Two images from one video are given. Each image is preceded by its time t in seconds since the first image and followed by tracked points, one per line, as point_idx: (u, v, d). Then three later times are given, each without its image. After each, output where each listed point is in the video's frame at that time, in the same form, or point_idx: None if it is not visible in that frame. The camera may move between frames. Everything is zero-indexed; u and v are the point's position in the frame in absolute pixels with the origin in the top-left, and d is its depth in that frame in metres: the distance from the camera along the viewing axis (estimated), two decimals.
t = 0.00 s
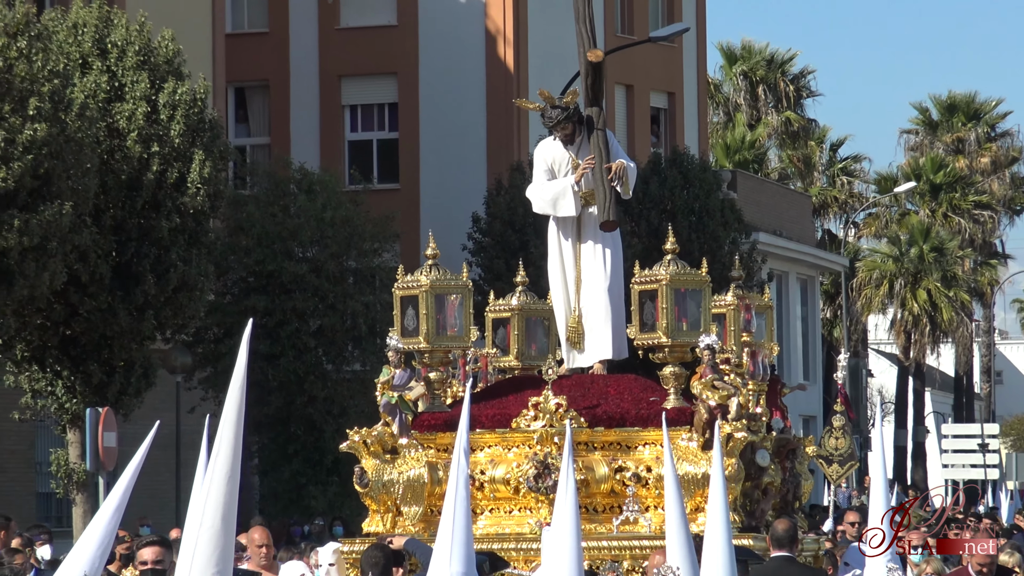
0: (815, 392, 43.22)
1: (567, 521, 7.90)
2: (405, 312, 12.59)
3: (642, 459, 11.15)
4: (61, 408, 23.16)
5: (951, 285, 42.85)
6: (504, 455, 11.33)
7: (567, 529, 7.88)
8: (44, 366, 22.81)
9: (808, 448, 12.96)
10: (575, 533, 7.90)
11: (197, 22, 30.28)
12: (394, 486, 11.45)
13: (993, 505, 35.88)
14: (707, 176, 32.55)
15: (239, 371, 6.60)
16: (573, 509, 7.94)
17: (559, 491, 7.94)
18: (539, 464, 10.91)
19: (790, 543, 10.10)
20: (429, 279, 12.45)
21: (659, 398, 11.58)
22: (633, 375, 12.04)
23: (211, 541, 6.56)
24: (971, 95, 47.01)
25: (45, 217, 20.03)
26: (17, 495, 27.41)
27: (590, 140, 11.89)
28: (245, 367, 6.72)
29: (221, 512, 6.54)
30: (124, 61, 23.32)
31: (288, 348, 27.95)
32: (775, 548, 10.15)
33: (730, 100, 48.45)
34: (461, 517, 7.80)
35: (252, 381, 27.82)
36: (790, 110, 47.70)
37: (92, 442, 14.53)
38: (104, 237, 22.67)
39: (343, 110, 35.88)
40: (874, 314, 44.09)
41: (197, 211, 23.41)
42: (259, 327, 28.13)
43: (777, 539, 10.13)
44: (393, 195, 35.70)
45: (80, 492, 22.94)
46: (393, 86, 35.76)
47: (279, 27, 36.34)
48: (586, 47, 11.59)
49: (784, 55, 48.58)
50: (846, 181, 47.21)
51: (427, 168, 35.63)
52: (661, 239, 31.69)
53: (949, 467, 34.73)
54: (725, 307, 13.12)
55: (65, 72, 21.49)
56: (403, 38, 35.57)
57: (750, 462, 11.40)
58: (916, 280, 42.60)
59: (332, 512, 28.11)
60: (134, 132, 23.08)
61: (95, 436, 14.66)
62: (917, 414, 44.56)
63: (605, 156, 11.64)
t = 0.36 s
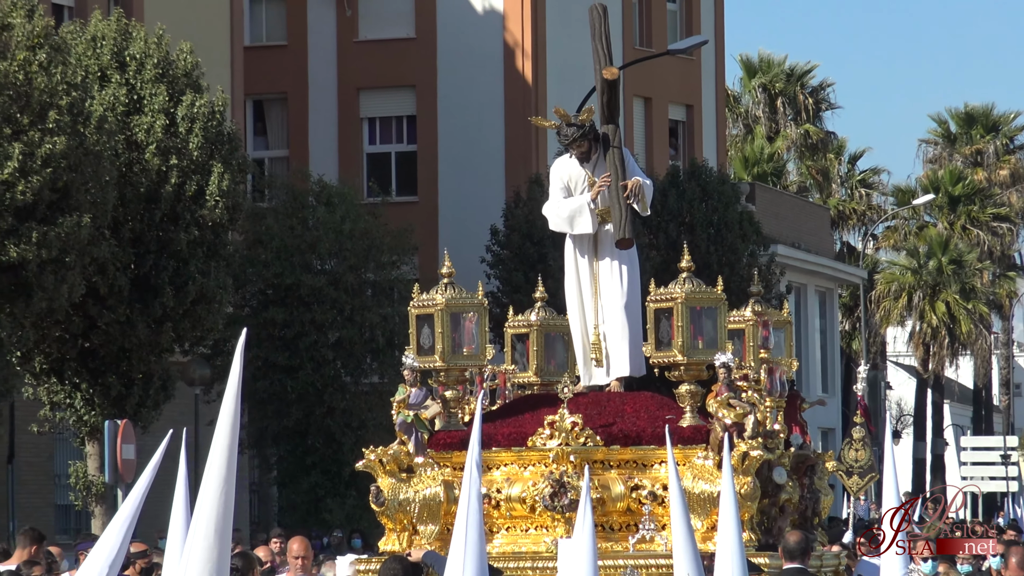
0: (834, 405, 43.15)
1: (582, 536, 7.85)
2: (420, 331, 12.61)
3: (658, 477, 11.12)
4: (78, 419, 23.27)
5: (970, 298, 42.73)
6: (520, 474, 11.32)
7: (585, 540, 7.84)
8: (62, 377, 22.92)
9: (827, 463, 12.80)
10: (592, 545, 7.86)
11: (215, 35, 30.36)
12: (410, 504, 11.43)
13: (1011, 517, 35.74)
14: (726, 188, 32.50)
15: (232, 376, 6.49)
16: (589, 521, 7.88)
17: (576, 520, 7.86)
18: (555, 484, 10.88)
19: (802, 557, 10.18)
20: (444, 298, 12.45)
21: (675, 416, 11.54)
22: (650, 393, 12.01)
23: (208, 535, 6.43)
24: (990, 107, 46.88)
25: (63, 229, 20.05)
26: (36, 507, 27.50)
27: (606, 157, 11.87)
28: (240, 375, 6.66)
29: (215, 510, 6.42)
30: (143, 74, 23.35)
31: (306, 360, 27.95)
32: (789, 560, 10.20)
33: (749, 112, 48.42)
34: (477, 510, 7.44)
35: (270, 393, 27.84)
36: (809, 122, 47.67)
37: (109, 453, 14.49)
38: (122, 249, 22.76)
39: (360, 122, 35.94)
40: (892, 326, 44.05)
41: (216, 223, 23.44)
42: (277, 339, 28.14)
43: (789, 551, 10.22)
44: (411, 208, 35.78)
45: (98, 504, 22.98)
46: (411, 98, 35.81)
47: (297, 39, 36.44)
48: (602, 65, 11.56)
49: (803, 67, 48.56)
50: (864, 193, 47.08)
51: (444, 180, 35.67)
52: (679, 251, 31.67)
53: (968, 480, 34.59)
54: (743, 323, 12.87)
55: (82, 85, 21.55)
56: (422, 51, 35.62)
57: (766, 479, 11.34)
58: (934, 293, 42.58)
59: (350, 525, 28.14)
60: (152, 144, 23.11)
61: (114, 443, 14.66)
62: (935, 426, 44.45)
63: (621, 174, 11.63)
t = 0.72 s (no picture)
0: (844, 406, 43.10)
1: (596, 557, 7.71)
2: (432, 337, 12.59)
3: (669, 484, 11.10)
4: (89, 421, 23.14)
5: (981, 299, 42.63)
6: (531, 480, 11.32)
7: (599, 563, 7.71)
8: (72, 379, 22.94)
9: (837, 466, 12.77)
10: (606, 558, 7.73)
11: (227, 36, 30.38)
12: (421, 510, 11.49)
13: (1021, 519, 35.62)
14: (736, 190, 32.43)
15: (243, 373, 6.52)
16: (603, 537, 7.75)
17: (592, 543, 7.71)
18: (566, 490, 10.89)
19: (808, 558, 10.14)
20: (456, 304, 12.47)
21: (686, 423, 11.53)
22: (661, 399, 12.02)
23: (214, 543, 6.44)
24: (1000, 108, 46.79)
25: (73, 230, 19.99)
26: (46, 508, 27.51)
27: (618, 163, 11.87)
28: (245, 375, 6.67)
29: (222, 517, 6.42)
30: (153, 75, 23.33)
31: (316, 361, 27.94)
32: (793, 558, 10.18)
33: (760, 113, 48.43)
34: (468, 523, 7.50)
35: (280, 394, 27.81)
36: (819, 123, 47.68)
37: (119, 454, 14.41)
38: (133, 250, 22.80)
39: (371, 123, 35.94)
40: (902, 327, 44.00)
41: (226, 224, 23.44)
42: (287, 341, 28.13)
43: (795, 551, 10.17)
44: (421, 209, 35.75)
45: (108, 505, 22.95)
46: (421, 98, 35.81)
47: (308, 40, 36.44)
48: (615, 69, 11.55)
49: (813, 69, 48.56)
50: (875, 194, 46.95)
51: (455, 181, 35.67)
52: (690, 252, 31.63)
53: (978, 481, 34.47)
54: (754, 327, 12.68)
55: (94, 86, 21.54)
56: (432, 52, 35.61)
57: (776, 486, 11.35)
58: (945, 294, 42.50)
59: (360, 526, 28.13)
60: (162, 146, 23.12)
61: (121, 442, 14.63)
62: (946, 427, 44.38)
63: (633, 180, 11.60)
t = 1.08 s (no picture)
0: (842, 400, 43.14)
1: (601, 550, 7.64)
2: (429, 336, 12.60)
3: (668, 483, 11.08)
4: (87, 415, 23.15)
5: (978, 294, 42.62)
6: (529, 479, 11.32)
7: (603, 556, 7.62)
8: (70, 374, 22.90)
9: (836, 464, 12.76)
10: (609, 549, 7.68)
11: (225, 32, 30.39)
12: (418, 510, 11.52)
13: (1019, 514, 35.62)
14: (734, 184, 32.39)
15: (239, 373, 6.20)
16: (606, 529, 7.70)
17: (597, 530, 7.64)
18: (565, 489, 10.89)
19: (809, 552, 10.21)
20: (453, 303, 12.47)
21: (684, 421, 11.55)
22: (660, 398, 12.03)
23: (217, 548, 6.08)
24: (999, 103, 46.77)
25: (73, 226, 20.00)
26: (44, 503, 27.51)
27: (615, 161, 11.86)
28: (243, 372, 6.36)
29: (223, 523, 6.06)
30: (151, 70, 23.29)
31: (314, 356, 27.93)
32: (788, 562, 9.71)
33: (758, 108, 48.46)
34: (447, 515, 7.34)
35: (278, 389, 27.78)
36: (817, 118, 47.72)
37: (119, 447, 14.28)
38: (131, 245, 22.77)
39: (369, 118, 35.92)
40: (900, 322, 44.03)
41: (224, 219, 23.42)
42: (286, 336, 28.12)
43: (796, 546, 10.24)
44: (420, 203, 35.72)
45: (105, 500, 22.92)
46: (419, 93, 35.79)
47: (306, 35, 36.42)
48: (612, 68, 11.54)
49: (812, 63, 48.61)
50: (872, 189, 46.89)
51: (453, 176, 35.67)
52: (688, 247, 31.62)
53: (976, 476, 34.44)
54: (751, 324, 12.58)
55: (92, 81, 21.50)
56: (431, 47, 35.59)
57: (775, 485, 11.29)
58: (943, 289, 42.53)
59: (358, 521, 28.11)
60: (161, 141, 23.09)
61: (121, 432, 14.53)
62: (944, 422, 44.39)
63: (630, 178, 11.59)
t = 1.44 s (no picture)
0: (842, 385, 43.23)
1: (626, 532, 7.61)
2: (430, 325, 12.60)
3: (667, 472, 11.14)
4: (87, 402, 23.19)
5: (978, 280, 42.63)
6: (529, 469, 11.37)
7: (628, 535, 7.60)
8: (70, 361, 22.90)
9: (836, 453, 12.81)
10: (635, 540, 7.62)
11: (225, 18, 30.35)
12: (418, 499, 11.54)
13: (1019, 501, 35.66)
14: (734, 171, 32.36)
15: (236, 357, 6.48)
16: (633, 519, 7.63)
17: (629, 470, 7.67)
18: (564, 478, 10.90)
19: (813, 539, 10.27)
20: (454, 292, 12.48)
21: (684, 411, 11.56)
22: (659, 388, 12.07)
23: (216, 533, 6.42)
24: (999, 90, 46.74)
25: (72, 212, 19.96)
26: (44, 489, 27.54)
27: (616, 151, 11.86)
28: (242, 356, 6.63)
29: (222, 509, 6.39)
30: (151, 57, 23.27)
31: (314, 343, 27.94)
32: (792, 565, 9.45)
33: (757, 95, 48.43)
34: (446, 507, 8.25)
35: (278, 375, 27.81)
36: (816, 105, 47.73)
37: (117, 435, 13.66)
38: (130, 231, 22.74)
39: (368, 105, 35.89)
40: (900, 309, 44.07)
41: (224, 206, 23.42)
42: (285, 323, 28.12)
43: (800, 532, 10.29)
44: (419, 190, 35.72)
45: (105, 486, 22.95)
46: (419, 80, 35.78)
47: (305, 22, 36.38)
48: (612, 57, 11.54)
49: (811, 50, 48.61)
50: (872, 175, 46.86)
51: (453, 163, 35.64)
52: (688, 234, 31.64)
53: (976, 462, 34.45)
54: (752, 313, 12.63)
55: (91, 68, 21.48)
56: (431, 34, 35.59)
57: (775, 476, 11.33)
58: (942, 275, 42.59)
59: (358, 507, 28.13)
60: (160, 128, 23.08)
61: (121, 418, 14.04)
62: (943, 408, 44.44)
63: (631, 168, 11.58)
